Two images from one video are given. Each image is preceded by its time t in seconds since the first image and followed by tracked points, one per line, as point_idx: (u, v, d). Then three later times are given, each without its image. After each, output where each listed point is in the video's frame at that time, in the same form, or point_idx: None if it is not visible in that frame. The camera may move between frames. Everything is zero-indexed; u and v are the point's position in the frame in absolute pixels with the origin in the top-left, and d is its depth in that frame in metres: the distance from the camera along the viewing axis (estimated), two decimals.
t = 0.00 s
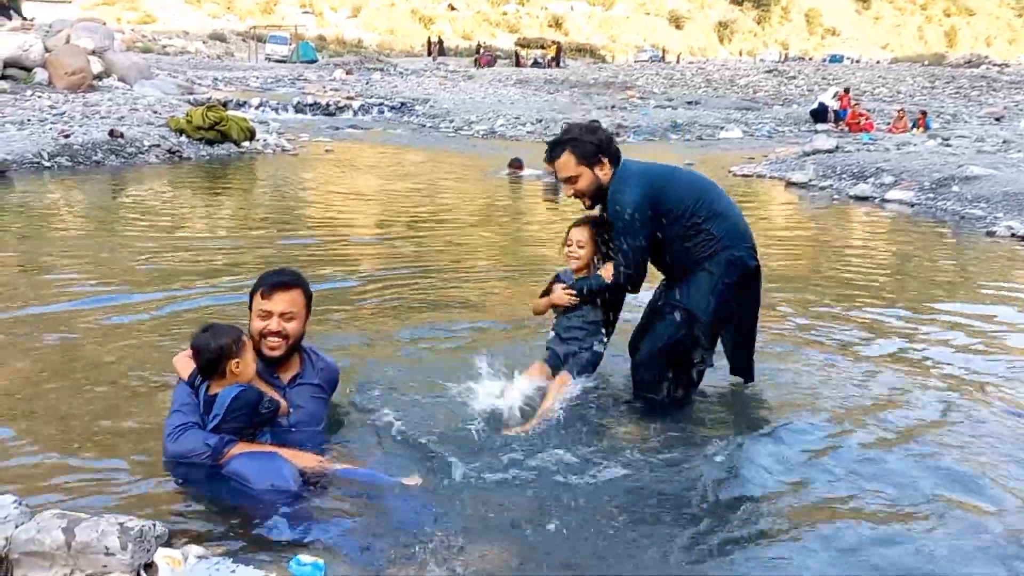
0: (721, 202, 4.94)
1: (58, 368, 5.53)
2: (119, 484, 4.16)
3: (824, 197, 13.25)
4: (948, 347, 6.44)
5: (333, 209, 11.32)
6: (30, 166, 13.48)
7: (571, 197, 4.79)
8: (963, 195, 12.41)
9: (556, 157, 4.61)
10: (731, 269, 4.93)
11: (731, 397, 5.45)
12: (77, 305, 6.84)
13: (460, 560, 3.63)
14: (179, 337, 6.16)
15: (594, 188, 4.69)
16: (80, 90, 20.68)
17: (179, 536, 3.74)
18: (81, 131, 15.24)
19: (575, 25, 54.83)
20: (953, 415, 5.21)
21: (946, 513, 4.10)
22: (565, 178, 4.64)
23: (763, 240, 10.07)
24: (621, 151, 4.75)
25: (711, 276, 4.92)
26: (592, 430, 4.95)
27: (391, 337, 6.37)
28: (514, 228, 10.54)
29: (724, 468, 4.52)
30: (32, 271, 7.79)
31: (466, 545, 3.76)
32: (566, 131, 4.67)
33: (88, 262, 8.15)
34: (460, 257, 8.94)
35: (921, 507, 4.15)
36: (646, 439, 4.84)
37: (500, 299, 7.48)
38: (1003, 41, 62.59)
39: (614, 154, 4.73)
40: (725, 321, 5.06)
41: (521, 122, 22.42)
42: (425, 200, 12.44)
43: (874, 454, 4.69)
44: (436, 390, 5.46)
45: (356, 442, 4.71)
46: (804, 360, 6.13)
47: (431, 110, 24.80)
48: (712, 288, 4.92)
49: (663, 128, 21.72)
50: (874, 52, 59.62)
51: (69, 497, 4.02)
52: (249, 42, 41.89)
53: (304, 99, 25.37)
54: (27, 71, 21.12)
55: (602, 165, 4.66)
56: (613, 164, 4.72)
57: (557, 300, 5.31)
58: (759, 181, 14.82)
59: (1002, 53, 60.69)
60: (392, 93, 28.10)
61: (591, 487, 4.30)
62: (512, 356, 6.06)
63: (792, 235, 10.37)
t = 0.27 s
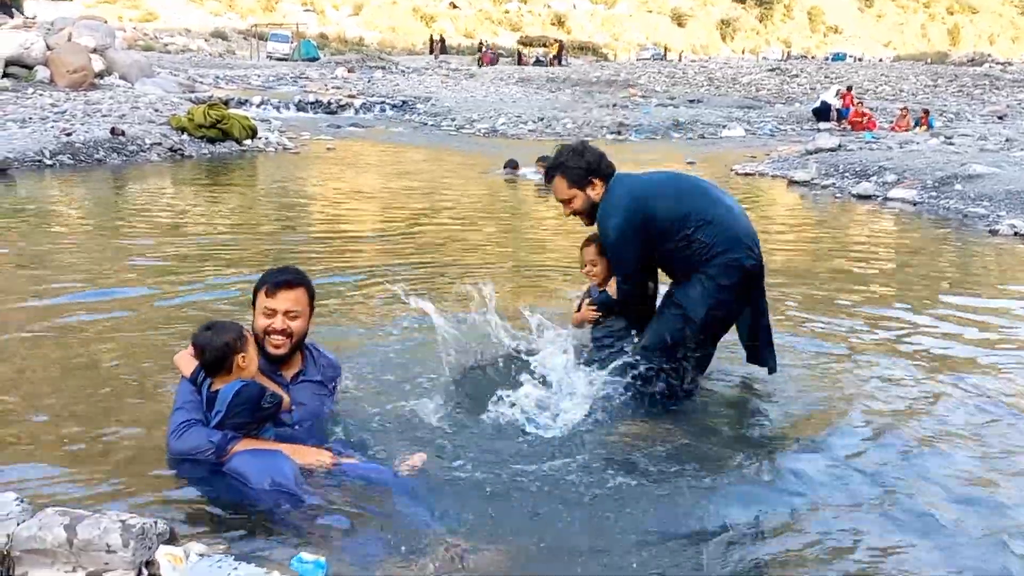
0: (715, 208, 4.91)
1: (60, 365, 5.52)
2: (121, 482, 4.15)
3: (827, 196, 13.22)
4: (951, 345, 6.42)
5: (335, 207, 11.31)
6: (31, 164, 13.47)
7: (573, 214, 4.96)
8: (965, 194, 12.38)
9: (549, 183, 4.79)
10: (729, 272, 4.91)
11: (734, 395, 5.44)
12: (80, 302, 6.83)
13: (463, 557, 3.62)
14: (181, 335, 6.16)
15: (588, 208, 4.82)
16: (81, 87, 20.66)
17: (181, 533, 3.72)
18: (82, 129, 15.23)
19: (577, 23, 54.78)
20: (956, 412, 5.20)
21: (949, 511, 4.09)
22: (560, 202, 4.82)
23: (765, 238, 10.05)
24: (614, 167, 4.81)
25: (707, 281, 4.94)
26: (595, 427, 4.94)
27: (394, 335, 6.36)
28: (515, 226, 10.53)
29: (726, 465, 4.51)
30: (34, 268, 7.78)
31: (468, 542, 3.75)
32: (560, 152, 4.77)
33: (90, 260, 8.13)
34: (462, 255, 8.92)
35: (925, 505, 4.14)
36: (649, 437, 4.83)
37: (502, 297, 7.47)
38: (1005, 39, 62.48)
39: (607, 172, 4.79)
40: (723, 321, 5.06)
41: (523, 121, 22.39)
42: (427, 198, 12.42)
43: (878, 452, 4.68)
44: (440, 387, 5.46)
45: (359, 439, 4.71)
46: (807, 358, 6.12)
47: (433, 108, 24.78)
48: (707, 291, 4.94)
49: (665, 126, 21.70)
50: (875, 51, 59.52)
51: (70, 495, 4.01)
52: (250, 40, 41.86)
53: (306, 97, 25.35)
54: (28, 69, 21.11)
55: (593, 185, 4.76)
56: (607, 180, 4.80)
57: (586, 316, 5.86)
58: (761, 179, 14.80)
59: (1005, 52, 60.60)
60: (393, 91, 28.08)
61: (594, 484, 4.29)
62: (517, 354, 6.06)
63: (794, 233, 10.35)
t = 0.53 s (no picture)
0: (692, 185, 4.91)
1: (68, 358, 5.54)
2: (129, 473, 4.17)
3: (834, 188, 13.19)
4: (960, 338, 6.40)
5: (342, 199, 11.31)
6: (39, 156, 13.50)
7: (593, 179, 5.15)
8: (975, 186, 12.33)
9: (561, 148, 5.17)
10: (677, 244, 4.95)
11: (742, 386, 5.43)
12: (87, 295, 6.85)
13: (470, 548, 3.62)
14: (189, 327, 6.17)
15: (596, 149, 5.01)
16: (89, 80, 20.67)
17: (189, 525, 3.74)
18: (90, 122, 15.25)
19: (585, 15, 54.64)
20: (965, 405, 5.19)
21: (958, 503, 4.07)
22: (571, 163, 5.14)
23: (773, 230, 10.03)
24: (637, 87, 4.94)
25: (660, 249, 4.99)
26: (602, 419, 4.94)
27: (400, 327, 6.37)
28: (522, 219, 10.51)
29: (733, 457, 4.50)
30: (42, 261, 7.80)
31: (475, 533, 3.75)
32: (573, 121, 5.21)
33: (98, 253, 8.15)
34: (469, 248, 8.92)
35: (933, 497, 4.12)
36: (657, 428, 4.83)
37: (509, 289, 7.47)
38: (1015, 31, 62.12)
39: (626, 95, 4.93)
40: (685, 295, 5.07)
41: (530, 113, 22.34)
42: (434, 190, 12.41)
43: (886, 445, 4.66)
44: (446, 378, 5.48)
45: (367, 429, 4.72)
46: (815, 350, 6.10)
47: (440, 100, 24.75)
48: (656, 265, 5.00)
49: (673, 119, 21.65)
50: (885, 42, 59.22)
51: (79, 486, 4.02)
52: (257, 33, 41.86)
53: (313, 90, 25.34)
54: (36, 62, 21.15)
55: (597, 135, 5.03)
56: (624, 90, 4.94)
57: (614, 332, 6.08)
58: (769, 171, 14.76)
59: (1015, 44, 60.22)
60: (401, 83, 28.06)
61: (601, 476, 4.29)
62: (525, 346, 6.06)
63: (802, 225, 10.32)
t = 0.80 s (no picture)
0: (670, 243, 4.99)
1: (81, 362, 5.59)
2: (142, 477, 4.22)
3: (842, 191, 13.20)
4: (967, 342, 6.41)
5: (351, 202, 11.37)
6: (51, 159, 13.60)
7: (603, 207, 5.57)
8: (983, 189, 12.32)
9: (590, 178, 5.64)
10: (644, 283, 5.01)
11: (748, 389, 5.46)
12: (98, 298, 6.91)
13: (478, 552, 3.67)
14: (200, 331, 6.22)
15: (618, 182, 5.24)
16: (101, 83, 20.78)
17: (202, 529, 3.79)
18: (101, 125, 15.35)
19: (593, 17, 54.66)
20: (971, 410, 5.21)
21: (963, 508, 4.10)
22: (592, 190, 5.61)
23: (780, 234, 10.04)
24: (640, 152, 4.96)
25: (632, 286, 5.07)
26: (608, 422, 4.97)
27: (409, 330, 6.42)
28: (530, 221, 10.55)
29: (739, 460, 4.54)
30: (55, 264, 7.87)
31: (484, 536, 3.80)
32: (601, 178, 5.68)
33: (109, 256, 8.21)
34: (477, 251, 8.96)
35: (940, 502, 4.15)
36: (664, 431, 4.86)
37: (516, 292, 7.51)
38: None
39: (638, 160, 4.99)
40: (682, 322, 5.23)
41: (538, 115, 22.39)
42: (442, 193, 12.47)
43: (892, 449, 4.69)
44: (453, 381, 5.52)
45: (372, 433, 4.77)
46: (821, 354, 6.12)
47: (449, 103, 24.82)
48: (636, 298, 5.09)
49: (681, 121, 21.67)
50: (894, 43, 59.07)
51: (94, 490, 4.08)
52: (267, 35, 42.01)
53: (323, 92, 25.44)
54: (48, 64, 21.29)
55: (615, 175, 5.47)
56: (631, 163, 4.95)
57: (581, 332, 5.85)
58: (777, 174, 14.77)
59: None
60: (409, 85, 28.14)
61: (608, 479, 4.33)
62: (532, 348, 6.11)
63: (810, 229, 10.34)
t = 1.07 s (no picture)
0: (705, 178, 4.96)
1: (87, 367, 5.59)
2: (148, 483, 4.21)
3: (850, 197, 13.16)
4: (975, 349, 6.38)
5: (357, 207, 11.37)
6: (59, 163, 13.63)
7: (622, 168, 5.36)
8: (991, 196, 12.29)
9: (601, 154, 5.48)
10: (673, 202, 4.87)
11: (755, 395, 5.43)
12: (104, 303, 6.91)
13: (485, 558, 3.65)
14: (207, 335, 6.22)
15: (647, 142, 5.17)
16: (108, 87, 20.83)
17: (208, 534, 3.77)
18: (109, 129, 15.39)
19: (600, 22, 54.73)
20: (980, 417, 5.18)
21: (973, 516, 4.07)
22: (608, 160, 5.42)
23: (787, 240, 10.02)
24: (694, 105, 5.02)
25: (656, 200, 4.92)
26: (616, 427, 4.95)
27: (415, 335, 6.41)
28: (536, 227, 10.54)
29: (747, 467, 4.51)
30: (61, 268, 7.88)
31: (491, 543, 3.78)
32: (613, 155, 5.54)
33: (116, 260, 8.23)
34: (483, 256, 8.95)
35: (949, 510, 4.12)
36: (671, 436, 4.83)
37: (521, 297, 7.50)
38: None
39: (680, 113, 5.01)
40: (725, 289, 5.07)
41: (544, 121, 22.40)
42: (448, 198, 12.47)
43: (901, 457, 4.66)
44: (459, 386, 5.51)
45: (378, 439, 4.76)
46: (829, 360, 6.10)
47: (455, 108, 24.85)
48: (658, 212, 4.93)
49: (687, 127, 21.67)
50: (901, 49, 59.02)
51: (100, 495, 4.07)
52: (274, 41, 42.14)
53: (329, 97, 25.49)
54: (56, 69, 21.37)
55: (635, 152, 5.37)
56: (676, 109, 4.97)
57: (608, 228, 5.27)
58: (784, 180, 14.75)
59: None
60: (416, 91, 28.19)
61: (615, 484, 4.31)
62: (538, 353, 6.10)
63: (817, 235, 10.32)
